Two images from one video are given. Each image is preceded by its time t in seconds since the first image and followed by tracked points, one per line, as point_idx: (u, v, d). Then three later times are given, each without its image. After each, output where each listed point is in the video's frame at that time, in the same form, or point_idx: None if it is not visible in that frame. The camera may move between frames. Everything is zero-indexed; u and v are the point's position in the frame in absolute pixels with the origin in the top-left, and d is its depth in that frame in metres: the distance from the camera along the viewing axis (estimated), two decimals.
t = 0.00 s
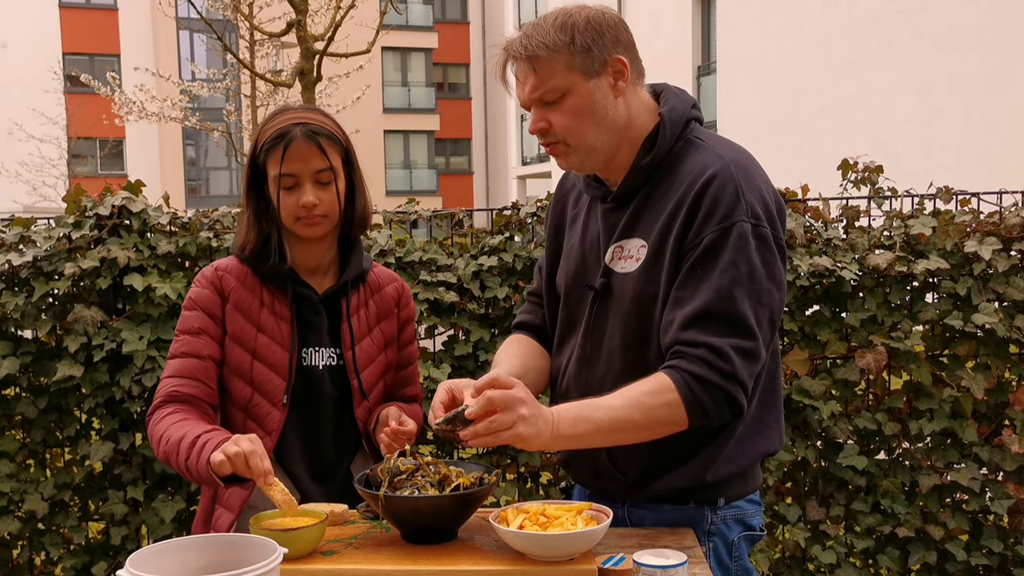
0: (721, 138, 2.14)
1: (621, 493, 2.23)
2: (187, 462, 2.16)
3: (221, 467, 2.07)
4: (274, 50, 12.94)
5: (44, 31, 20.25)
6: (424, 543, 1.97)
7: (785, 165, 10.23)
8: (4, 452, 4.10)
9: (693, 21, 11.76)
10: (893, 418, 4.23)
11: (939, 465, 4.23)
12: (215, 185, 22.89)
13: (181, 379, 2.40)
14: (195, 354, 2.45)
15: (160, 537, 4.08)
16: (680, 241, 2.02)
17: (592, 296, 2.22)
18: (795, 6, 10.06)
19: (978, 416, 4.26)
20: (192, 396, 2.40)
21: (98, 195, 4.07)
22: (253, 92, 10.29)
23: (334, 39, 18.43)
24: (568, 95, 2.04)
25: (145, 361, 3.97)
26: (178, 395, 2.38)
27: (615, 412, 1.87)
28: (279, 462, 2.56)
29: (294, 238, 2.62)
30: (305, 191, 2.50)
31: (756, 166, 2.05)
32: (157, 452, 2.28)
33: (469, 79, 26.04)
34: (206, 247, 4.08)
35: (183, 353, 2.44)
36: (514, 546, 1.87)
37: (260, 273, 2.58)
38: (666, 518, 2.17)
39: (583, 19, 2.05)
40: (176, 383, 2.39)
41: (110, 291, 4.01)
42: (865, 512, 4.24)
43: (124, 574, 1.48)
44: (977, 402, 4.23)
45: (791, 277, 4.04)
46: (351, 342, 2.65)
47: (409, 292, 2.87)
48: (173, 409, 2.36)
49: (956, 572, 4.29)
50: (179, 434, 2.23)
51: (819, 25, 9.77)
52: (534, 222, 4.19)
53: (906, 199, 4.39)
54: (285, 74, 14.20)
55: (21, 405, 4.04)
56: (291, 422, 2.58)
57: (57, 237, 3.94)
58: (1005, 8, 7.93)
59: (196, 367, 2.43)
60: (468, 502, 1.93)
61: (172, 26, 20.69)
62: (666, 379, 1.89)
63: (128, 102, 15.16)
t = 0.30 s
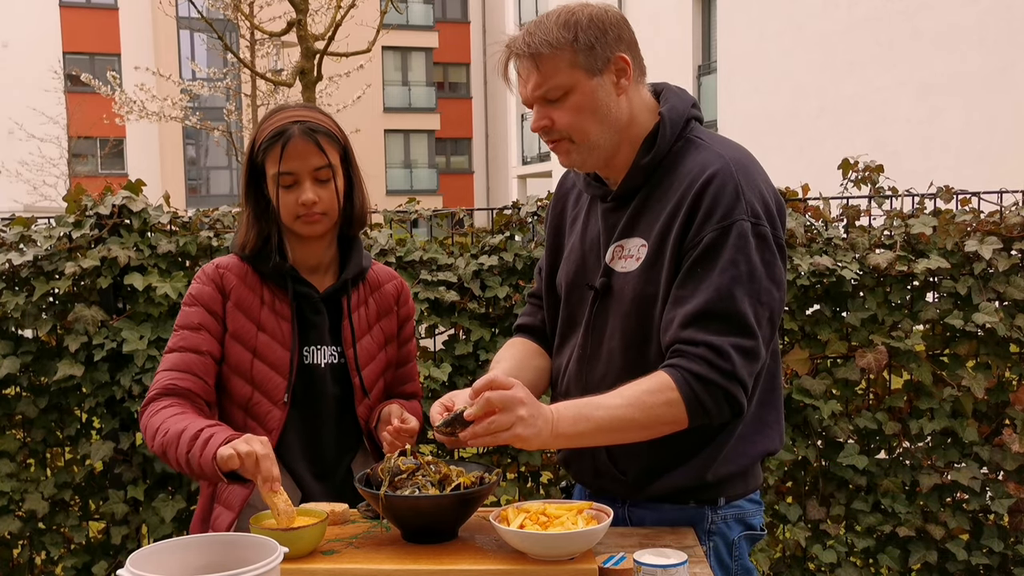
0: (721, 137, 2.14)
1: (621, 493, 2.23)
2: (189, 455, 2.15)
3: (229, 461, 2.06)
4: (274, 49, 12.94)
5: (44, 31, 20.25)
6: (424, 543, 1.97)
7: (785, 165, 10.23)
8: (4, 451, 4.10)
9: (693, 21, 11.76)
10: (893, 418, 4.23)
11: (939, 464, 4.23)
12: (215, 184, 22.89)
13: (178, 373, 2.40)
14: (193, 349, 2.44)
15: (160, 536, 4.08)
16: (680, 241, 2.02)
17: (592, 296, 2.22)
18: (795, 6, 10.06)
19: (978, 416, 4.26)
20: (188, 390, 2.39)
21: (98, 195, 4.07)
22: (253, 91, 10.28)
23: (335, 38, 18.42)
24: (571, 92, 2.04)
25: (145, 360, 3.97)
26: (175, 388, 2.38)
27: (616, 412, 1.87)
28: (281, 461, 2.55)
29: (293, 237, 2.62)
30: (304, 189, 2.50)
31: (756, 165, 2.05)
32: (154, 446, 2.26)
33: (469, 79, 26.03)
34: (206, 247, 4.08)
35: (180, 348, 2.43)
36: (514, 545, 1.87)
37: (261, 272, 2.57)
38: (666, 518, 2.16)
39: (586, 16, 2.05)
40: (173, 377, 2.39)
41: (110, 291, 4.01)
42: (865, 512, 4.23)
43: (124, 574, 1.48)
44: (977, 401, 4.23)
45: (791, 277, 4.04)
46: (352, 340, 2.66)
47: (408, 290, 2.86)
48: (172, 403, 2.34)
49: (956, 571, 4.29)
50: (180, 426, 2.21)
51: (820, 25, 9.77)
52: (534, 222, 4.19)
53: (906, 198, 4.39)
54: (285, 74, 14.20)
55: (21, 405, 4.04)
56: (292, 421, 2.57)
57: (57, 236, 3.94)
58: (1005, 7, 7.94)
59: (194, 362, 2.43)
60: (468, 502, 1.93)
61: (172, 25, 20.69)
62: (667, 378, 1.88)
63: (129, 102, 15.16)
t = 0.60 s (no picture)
0: (720, 137, 2.14)
1: (621, 493, 2.23)
2: (194, 435, 2.10)
3: (248, 449, 2.00)
4: (274, 49, 12.94)
5: (44, 31, 20.26)
6: (424, 543, 1.97)
7: (785, 165, 10.23)
8: (4, 451, 4.10)
9: (693, 21, 11.76)
10: (893, 418, 4.23)
11: (939, 464, 4.23)
12: (215, 184, 22.88)
13: (178, 362, 2.37)
14: (192, 340, 2.42)
15: (160, 536, 4.07)
16: (681, 241, 2.02)
17: (593, 296, 2.22)
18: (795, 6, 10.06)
19: (978, 416, 4.26)
20: (186, 378, 2.36)
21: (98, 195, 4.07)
22: (254, 92, 10.29)
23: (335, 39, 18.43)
24: (574, 92, 2.04)
25: (145, 360, 3.97)
26: (173, 374, 2.34)
27: (617, 412, 1.87)
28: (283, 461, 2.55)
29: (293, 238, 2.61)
30: (304, 189, 2.50)
31: (756, 165, 2.05)
32: (153, 427, 2.20)
33: (469, 79, 26.04)
34: (206, 247, 4.08)
35: (180, 338, 2.41)
36: (514, 546, 1.87)
37: (264, 272, 2.58)
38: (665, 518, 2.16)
39: (590, 17, 2.05)
40: (171, 364, 2.36)
41: (110, 291, 4.01)
42: (865, 512, 4.23)
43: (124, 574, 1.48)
44: (977, 401, 4.23)
45: (791, 277, 4.04)
46: (353, 340, 2.66)
47: (408, 290, 2.86)
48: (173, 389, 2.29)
49: (956, 571, 4.29)
50: (185, 408, 2.16)
51: (819, 25, 9.78)
52: (534, 222, 4.19)
53: (906, 198, 4.39)
54: (285, 74, 14.22)
55: (21, 405, 4.04)
56: (294, 420, 2.57)
57: (57, 237, 3.94)
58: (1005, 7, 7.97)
59: (194, 353, 2.41)
60: (468, 502, 1.93)
61: (172, 25, 20.69)
62: (671, 378, 1.88)
63: (129, 102, 15.15)
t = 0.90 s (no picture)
0: (722, 138, 2.15)
1: (620, 493, 2.23)
2: (205, 446, 2.06)
3: (262, 468, 1.96)
4: (274, 49, 12.94)
5: (44, 31, 20.26)
6: (424, 543, 1.97)
7: (785, 166, 10.23)
8: (4, 451, 4.10)
9: (693, 21, 11.77)
10: (893, 418, 4.23)
11: (939, 464, 4.23)
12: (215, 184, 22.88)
13: (184, 360, 2.36)
14: (197, 338, 2.41)
15: (160, 536, 4.07)
16: (683, 243, 2.02)
17: (593, 296, 2.22)
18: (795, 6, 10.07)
19: (978, 416, 4.26)
20: (192, 376, 2.35)
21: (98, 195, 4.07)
22: (254, 92, 10.29)
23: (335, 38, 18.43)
24: (591, 89, 2.03)
25: (145, 360, 3.97)
26: (178, 373, 2.33)
27: (618, 412, 1.87)
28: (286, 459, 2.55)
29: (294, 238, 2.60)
30: (305, 190, 2.50)
31: (757, 167, 2.05)
32: (161, 431, 2.16)
33: (469, 79, 26.04)
34: (206, 247, 4.08)
35: (185, 336, 2.41)
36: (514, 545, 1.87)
37: (267, 271, 2.58)
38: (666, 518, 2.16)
39: (612, 15, 2.04)
40: (177, 362, 2.34)
41: (110, 291, 4.01)
42: (865, 512, 4.24)
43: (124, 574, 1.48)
44: (977, 402, 4.23)
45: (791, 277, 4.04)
46: (355, 340, 2.66)
47: (408, 291, 2.87)
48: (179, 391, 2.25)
49: (956, 572, 4.29)
50: (195, 415, 2.13)
51: (820, 25, 9.79)
52: (534, 222, 4.19)
53: (906, 199, 4.39)
54: (285, 74, 14.23)
55: (21, 405, 4.04)
56: (297, 419, 2.57)
57: (58, 237, 3.94)
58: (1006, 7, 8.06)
59: (199, 351, 2.40)
60: (468, 502, 1.93)
61: (172, 25, 20.70)
62: (677, 379, 1.88)
63: (129, 102, 15.15)
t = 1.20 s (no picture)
0: (735, 137, 2.15)
1: (620, 492, 2.23)
2: (199, 439, 2.08)
3: (255, 458, 1.98)
4: (274, 49, 12.94)
5: (44, 31, 20.25)
6: (424, 543, 1.97)
7: (786, 165, 10.23)
8: (4, 451, 4.10)
9: (693, 21, 11.76)
10: (893, 418, 4.23)
11: (939, 464, 4.23)
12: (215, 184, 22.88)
13: (182, 359, 2.37)
14: (197, 338, 2.42)
15: (160, 536, 4.07)
16: (696, 242, 2.01)
17: (599, 290, 2.21)
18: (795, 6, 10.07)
19: (978, 416, 4.26)
20: (190, 376, 2.36)
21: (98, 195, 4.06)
22: (254, 92, 10.29)
23: (335, 38, 18.44)
24: (634, 62, 2.04)
25: (145, 360, 3.97)
26: (178, 374, 2.33)
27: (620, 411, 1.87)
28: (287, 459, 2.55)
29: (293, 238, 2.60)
30: (305, 190, 2.50)
31: (770, 168, 2.05)
32: (156, 429, 2.19)
33: (469, 79, 26.04)
34: (206, 247, 4.07)
35: (184, 336, 2.41)
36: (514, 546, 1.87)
37: (267, 271, 2.58)
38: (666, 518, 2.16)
39: None
40: (176, 362, 2.35)
41: (110, 291, 4.00)
42: (865, 512, 4.23)
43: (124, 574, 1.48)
44: (977, 401, 4.23)
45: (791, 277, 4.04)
46: (355, 339, 2.66)
47: (408, 292, 2.87)
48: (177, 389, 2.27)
49: (956, 571, 4.29)
50: (189, 410, 2.14)
51: (820, 25, 9.79)
52: (534, 222, 4.19)
53: (906, 198, 4.38)
54: (285, 74, 14.23)
55: (21, 405, 4.04)
56: (297, 418, 2.57)
57: (57, 236, 3.94)
58: (1005, 8, 8.19)
59: (198, 351, 2.40)
60: (468, 502, 1.93)
61: (172, 25, 20.70)
62: (701, 373, 1.87)
63: (129, 102, 15.15)
